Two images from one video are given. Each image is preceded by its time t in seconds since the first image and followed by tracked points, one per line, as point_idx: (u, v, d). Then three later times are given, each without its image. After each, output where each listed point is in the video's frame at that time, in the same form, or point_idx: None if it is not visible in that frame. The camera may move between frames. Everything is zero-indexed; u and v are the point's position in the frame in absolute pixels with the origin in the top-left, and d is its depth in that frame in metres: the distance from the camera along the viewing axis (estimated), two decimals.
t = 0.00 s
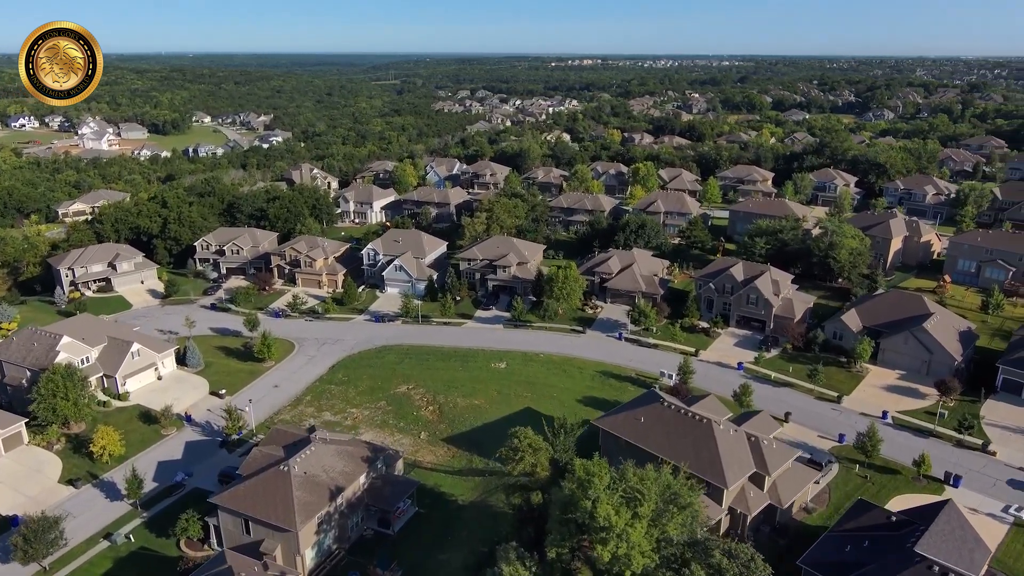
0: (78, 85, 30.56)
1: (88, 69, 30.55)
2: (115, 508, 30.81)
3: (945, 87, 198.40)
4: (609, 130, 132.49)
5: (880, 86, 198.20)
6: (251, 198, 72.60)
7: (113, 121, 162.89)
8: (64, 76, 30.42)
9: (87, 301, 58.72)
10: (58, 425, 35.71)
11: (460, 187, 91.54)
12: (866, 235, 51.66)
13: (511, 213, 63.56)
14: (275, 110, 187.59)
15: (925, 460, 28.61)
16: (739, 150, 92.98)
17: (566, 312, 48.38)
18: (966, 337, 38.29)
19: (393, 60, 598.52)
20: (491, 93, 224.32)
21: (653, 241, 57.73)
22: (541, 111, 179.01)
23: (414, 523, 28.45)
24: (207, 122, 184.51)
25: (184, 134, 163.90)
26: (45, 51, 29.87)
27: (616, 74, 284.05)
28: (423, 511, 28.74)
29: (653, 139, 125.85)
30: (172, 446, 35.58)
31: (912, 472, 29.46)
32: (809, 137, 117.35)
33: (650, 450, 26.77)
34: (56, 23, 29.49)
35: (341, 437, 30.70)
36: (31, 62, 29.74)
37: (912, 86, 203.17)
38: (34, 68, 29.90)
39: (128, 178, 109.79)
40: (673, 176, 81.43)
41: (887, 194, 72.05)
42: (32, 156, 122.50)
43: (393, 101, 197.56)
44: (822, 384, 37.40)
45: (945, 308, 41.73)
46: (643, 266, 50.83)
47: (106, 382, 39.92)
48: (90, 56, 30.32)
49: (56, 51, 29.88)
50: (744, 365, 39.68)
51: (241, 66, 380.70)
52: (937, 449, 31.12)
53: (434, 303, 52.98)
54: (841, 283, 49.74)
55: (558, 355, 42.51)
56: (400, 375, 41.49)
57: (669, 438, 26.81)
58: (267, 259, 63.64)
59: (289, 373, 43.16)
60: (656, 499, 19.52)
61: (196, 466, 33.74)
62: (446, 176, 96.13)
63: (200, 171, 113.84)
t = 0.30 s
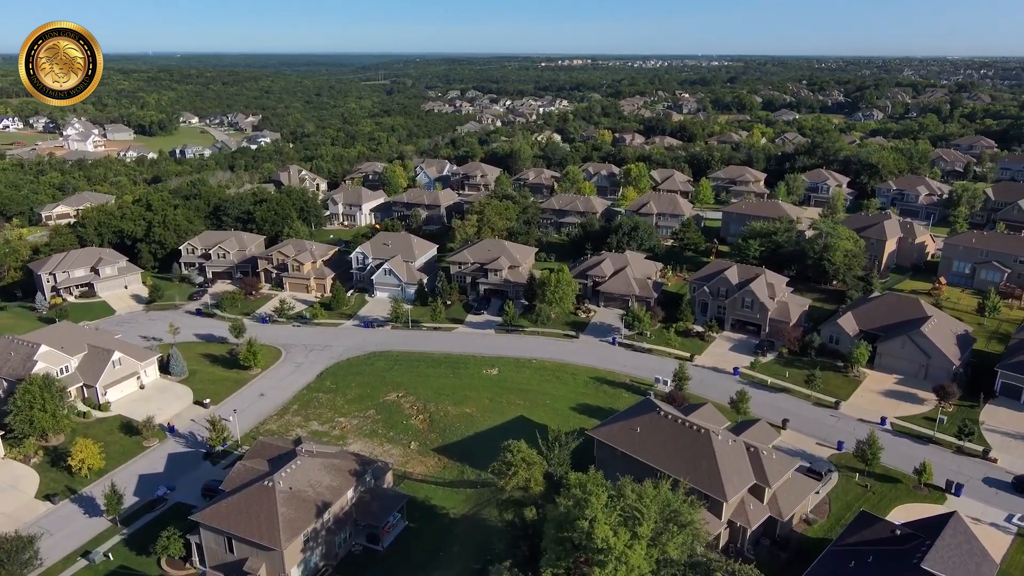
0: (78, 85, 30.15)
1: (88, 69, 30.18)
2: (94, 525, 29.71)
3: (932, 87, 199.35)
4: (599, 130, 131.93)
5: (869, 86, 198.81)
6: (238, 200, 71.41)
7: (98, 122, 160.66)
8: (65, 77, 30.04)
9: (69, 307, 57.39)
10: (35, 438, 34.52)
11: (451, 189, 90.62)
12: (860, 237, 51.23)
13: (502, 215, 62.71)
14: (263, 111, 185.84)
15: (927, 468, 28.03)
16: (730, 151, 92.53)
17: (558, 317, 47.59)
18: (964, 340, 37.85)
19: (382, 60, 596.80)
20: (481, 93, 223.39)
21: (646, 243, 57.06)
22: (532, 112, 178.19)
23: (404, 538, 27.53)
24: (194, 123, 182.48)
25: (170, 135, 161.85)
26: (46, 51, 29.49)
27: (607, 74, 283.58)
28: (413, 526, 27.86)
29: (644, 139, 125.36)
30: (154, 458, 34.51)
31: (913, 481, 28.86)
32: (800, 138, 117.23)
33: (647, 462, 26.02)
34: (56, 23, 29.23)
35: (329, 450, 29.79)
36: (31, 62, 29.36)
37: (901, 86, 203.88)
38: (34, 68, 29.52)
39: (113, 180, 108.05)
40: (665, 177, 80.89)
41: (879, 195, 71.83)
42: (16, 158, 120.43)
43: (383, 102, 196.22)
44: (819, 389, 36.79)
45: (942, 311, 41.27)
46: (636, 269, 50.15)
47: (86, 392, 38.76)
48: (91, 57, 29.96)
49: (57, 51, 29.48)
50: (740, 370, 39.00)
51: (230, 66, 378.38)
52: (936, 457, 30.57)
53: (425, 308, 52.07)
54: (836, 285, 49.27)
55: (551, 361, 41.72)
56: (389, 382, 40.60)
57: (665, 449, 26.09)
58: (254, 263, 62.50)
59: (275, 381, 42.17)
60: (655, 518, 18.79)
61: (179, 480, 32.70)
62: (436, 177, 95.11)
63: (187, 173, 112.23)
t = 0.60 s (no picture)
0: (79, 85, 30.33)
1: (88, 69, 30.37)
2: (69, 544, 28.54)
3: (919, 87, 200.26)
4: (589, 131, 131.30)
5: (857, 86, 199.50)
6: (222, 203, 70.09)
7: (82, 123, 158.33)
8: (65, 77, 30.19)
9: (48, 313, 55.91)
10: (9, 453, 33.26)
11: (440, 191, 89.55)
12: (854, 239, 50.72)
13: (492, 217, 61.81)
14: (250, 112, 183.90)
15: (929, 478, 27.39)
16: (721, 151, 92.13)
17: (550, 321, 46.73)
18: (961, 344, 37.34)
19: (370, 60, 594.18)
20: (470, 93, 222.42)
21: (638, 246, 56.35)
22: (521, 112, 177.43)
23: (393, 556, 26.55)
24: (180, 124, 180.32)
25: (156, 137, 159.73)
26: (46, 51, 29.63)
27: (596, 74, 283.04)
28: (402, 543, 26.87)
29: (634, 140, 124.84)
30: (134, 473, 33.33)
31: (915, 491, 28.22)
32: (790, 138, 117.11)
33: (644, 475, 25.19)
34: (56, 23, 29.36)
35: (315, 464, 28.78)
36: (31, 62, 29.50)
37: (888, 86, 204.73)
38: (34, 68, 29.64)
39: (96, 182, 106.18)
40: (656, 178, 80.29)
41: (871, 196, 71.51)
42: None
43: (371, 102, 194.78)
44: (816, 395, 36.13)
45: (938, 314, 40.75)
46: (628, 272, 49.40)
47: (63, 404, 37.50)
48: (91, 57, 30.15)
49: (57, 52, 29.62)
50: (736, 376, 38.29)
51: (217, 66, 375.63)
52: (938, 465, 29.96)
53: (414, 313, 51.05)
54: (830, 288, 48.73)
55: (543, 367, 40.85)
56: (377, 391, 39.56)
57: (663, 462, 25.27)
58: (239, 268, 61.23)
59: (260, 390, 41.05)
60: (655, 541, 17.98)
61: (159, 495, 31.54)
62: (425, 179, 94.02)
63: (172, 175, 110.48)
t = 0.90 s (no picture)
0: (79, 85, 31.07)
1: (88, 69, 31.11)
2: (45, 563, 27.46)
3: (907, 86, 201.03)
4: (580, 131, 130.66)
5: (846, 86, 200.02)
6: (208, 206, 68.85)
7: (67, 124, 156.10)
8: (65, 77, 30.94)
9: (29, 320, 54.56)
10: None
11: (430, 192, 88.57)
12: (849, 240, 50.27)
13: (483, 220, 60.95)
14: (237, 112, 181.98)
15: (931, 487, 26.79)
16: (713, 151, 91.69)
17: (542, 326, 45.93)
18: (959, 348, 36.89)
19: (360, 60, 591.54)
20: (460, 93, 221.39)
21: (631, 248, 55.66)
22: (512, 112, 176.60)
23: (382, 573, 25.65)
24: (167, 125, 178.25)
25: (142, 138, 157.74)
26: (46, 51, 30.36)
27: (586, 74, 282.56)
28: (392, 559, 25.98)
29: (626, 140, 124.30)
30: (114, 486, 32.28)
31: (916, 500, 27.62)
32: (781, 138, 116.87)
33: (641, 487, 24.46)
34: (56, 23, 30.03)
35: (301, 477, 27.87)
36: (32, 62, 30.22)
37: (877, 86, 205.43)
38: (35, 68, 30.37)
39: (81, 184, 104.43)
40: (648, 179, 79.71)
41: (864, 196, 71.20)
42: None
43: (360, 103, 193.34)
44: (814, 401, 35.52)
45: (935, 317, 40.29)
46: (622, 275, 48.69)
47: (42, 415, 36.37)
48: (91, 57, 30.90)
49: (57, 51, 30.34)
50: (732, 382, 37.63)
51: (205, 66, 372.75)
52: (937, 473, 29.46)
53: (403, 317, 50.12)
54: (825, 290, 48.20)
55: (537, 374, 40.04)
56: (366, 399, 38.65)
57: (660, 474, 24.56)
58: (225, 272, 60.07)
59: (246, 399, 40.02)
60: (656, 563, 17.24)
61: (140, 510, 30.52)
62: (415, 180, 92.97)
63: (158, 177, 108.84)
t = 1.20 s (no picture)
0: (79, 86, 30.70)
1: (88, 70, 30.75)
2: None
3: (895, 86, 201.87)
4: (570, 132, 129.93)
5: (834, 86, 200.58)
6: (192, 209, 67.49)
7: (50, 126, 153.58)
8: (64, 77, 30.54)
9: (6, 327, 53.04)
10: None
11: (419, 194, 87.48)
12: (842, 242, 49.76)
13: (473, 222, 59.98)
14: (224, 113, 179.81)
15: (934, 497, 26.12)
16: (703, 151, 91.19)
17: (534, 331, 45.07)
18: (956, 352, 36.37)
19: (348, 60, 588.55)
20: (449, 93, 220.19)
21: (623, 251, 54.93)
22: (501, 112, 175.62)
23: None
24: (152, 126, 175.94)
25: (127, 139, 155.44)
26: (45, 52, 29.99)
27: (575, 74, 281.84)
28: None
29: (616, 140, 123.72)
30: (91, 503, 31.08)
31: (918, 510, 26.95)
32: (771, 138, 116.64)
33: (638, 503, 23.66)
34: (55, 24, 29.64)
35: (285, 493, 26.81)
36: (31, 62, 29.84)
37: (865, 86, 206.24)
38: (34, 68, 30.00)
39: (62, 186, 102.49)
40: (639, 180, 79.08)
41: (855, 197, 70.88)
42: None
43: (348, 103, 191.71)
44: (811, 408, 34.86)
45: (931, 320, 39.78)
46: (614, 279, 47.92)
47: (16, 429, 35.07)
48: (90, 57, 30.53)
49: (57, 52, 29.98)
50: (727, 388, 36.92)
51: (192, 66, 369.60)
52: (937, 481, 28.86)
53: (392, 323, 49.11)
54: (820, 293, 47.67)
55: (528, 381, 39.17)
56: (354, 408, 37.65)
57: (658, 489, 23.77)
58: (210, 276, 58.77)
59: (229, 409, 38.90)
60: None
61: (117, 528, 29.35)
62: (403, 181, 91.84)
63: (142, 178, 107.06)
